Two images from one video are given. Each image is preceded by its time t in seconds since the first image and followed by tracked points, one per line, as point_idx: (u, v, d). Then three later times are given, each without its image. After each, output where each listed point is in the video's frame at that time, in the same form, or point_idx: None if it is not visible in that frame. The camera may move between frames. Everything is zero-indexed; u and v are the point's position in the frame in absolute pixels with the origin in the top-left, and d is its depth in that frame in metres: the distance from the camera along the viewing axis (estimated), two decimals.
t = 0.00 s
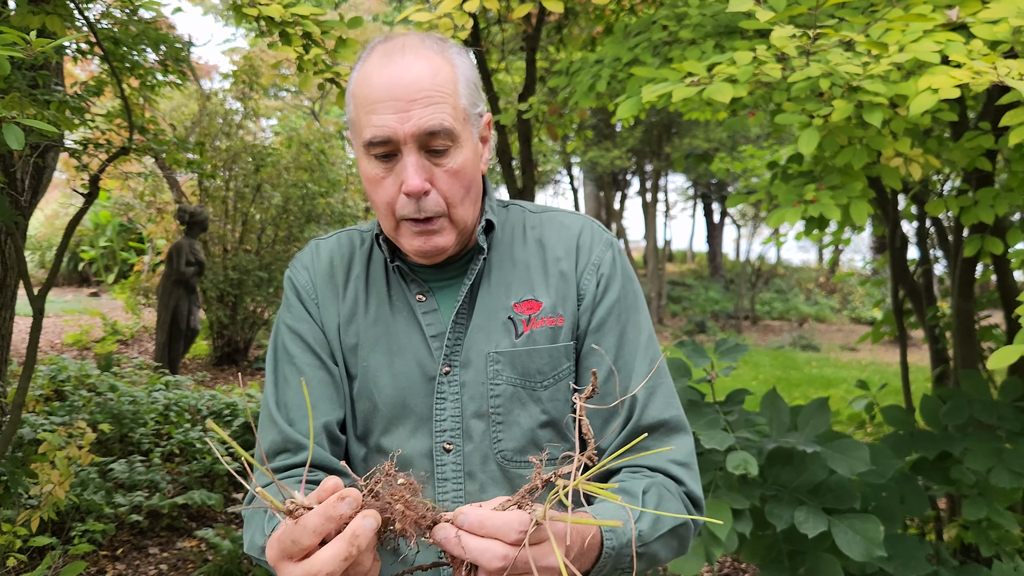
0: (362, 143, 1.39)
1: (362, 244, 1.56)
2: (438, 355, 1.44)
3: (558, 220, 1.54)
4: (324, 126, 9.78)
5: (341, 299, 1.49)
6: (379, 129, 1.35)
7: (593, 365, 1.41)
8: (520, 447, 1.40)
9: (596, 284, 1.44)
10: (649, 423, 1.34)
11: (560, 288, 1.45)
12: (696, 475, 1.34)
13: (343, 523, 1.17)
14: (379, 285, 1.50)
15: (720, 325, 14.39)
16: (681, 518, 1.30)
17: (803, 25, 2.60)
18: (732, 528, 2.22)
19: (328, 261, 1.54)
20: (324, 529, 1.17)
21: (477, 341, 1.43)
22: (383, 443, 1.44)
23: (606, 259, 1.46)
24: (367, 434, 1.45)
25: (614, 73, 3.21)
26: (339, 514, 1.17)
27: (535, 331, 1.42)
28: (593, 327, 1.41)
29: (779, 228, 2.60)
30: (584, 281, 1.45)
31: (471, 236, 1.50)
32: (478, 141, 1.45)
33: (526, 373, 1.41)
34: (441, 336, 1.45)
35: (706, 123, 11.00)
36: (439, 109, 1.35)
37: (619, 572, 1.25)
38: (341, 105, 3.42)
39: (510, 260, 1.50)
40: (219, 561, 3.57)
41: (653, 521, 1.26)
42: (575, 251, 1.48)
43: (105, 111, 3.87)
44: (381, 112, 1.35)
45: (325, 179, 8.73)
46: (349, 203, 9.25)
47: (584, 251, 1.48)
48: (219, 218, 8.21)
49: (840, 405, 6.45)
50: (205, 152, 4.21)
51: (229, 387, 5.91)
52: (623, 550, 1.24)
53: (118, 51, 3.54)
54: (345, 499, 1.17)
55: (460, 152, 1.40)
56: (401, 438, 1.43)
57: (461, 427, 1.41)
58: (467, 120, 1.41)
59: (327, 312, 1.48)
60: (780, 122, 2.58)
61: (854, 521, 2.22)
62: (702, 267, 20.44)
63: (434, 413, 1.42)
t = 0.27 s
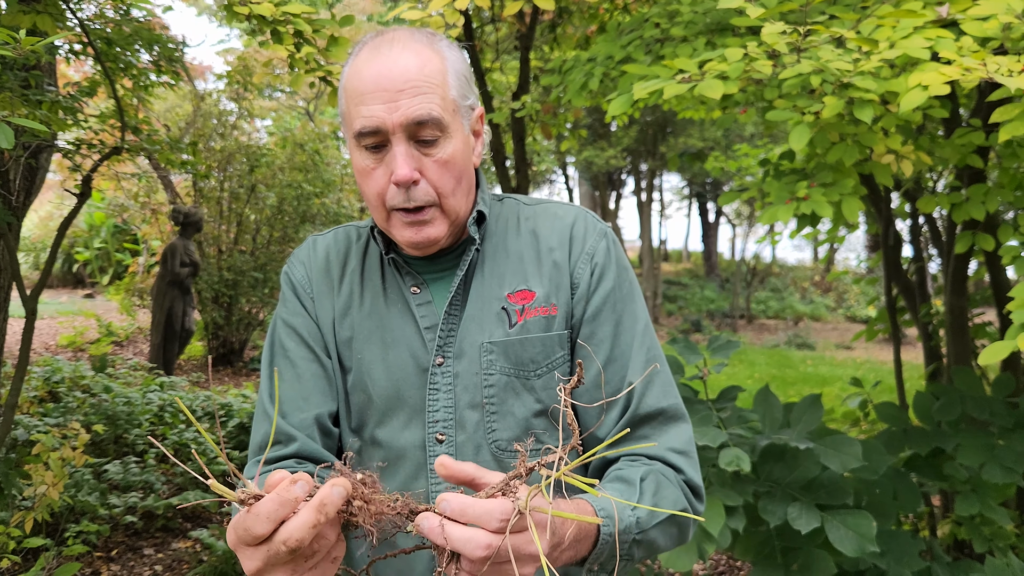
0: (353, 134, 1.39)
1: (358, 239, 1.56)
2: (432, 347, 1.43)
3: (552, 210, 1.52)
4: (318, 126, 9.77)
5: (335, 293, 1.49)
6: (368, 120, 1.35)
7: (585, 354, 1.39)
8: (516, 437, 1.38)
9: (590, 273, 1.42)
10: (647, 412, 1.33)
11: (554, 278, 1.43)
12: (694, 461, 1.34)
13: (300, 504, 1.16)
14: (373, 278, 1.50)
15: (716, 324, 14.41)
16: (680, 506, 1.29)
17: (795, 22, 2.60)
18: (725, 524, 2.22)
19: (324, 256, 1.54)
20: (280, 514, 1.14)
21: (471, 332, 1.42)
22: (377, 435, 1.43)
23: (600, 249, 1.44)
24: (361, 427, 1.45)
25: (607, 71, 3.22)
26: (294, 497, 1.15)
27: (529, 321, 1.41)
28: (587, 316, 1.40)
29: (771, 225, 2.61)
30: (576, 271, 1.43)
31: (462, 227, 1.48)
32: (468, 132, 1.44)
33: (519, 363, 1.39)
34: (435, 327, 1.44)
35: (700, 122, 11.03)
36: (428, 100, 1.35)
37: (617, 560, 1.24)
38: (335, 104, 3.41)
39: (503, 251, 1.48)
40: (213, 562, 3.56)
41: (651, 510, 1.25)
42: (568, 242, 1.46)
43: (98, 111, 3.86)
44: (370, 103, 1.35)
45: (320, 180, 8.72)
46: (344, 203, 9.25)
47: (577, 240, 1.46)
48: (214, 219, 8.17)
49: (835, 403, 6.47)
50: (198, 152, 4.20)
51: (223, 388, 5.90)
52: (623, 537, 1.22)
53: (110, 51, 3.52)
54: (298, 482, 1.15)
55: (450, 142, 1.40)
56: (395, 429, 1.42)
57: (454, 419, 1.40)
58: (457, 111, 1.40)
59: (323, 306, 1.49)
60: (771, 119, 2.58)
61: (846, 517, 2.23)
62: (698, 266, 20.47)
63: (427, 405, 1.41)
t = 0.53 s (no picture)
0: (358, 128, 1.39)
1: (356, 239, 1.57)
2: (430, 341, 1.43)
3: (548, 207, 1.52)
4: (315, 127, 9.77)
5: (334, 291, 1.50)
6: (377, 113, 1.35)
7: (583, 347, 1.38)
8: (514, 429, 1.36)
9: (585, 267, 1.41)
10: (645, 401, 1.31)
11: (549, 271, 1.43)
12: (695, 447, 1.32)
13: (284, 492, 1.16)
14: (372, 276, 1.50)
15: (714, 323, 14.43)
16: (681, 489, 1.27)
17: (789, 18, 2.61)
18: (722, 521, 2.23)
19: (322, 256, 1.55)
20: (265, 504, 1.14)
21: (468, 325, 1.42)
22: (375, 430, 1.43)
23: (595, 241, 1.43)
24: (360, 422, 1.44)
25: (603, 69, 3.22)
26: (275, 487, 1.15)
27: (526, 313, 1.41)
28: (583, 308, 1.39)
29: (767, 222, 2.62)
30: (572, 264, 1.42)
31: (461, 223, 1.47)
32: (471, 130, 1.44)
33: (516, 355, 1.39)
34: (432, 322, 1.44)
35: (697, 121, 11.04)
36: (434, 95, 1.35)
37: (619, 543, 1.22)
38: (330, 103, 3.41)
39: (499, 247, 1.48)
40: (212, 562, 3.55)
41: (653, 493, 1.24)
42: (563, 235, 1.46)
43: (94, 112, 3.85)
44: (377, 97, 1.35)
45: (317, 180, 8.71)
46: (341, 203, 9.24)
47: (572, 234, 1.45)
48: (211, 219, 8.14)
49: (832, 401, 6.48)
50: (195, 152, 4.20)
51: (221, 389, 5.89)
52: (625, 517, 1.21)
53: (106, 52, 3.52)
54: (278, 471, 1.16)
55: (455, 138, 1.40)
56: (393, 423, 1.42)
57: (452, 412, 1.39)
58: (461, 108, 1.41)
59: (321, 304, 1.50)
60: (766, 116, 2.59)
61: (842, 513, 2.23)
62: (695, 265, 20.50)
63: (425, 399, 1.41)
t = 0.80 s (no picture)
0: (366, 128, 1.39)
1: (365, 235, 1.57)
2: (438, 340, 1.42)
3: (557, 207, 1.51)
4: (314, 126, 9.76)
5: (342, 287, 1.50)
6: (383, 113, 1.36)
7: (588, 346, 1.37)
8: (521, 430, 1.35)
9: (593, 267, 1.41)
10: (640, 399, 1.29)
11: (558, 271, 1.42)
12: (694, 444, 1.32)
13: (323, 527, 1.14)
14: (380, 273, 1.50)
15: (713, 321, 14.43)
16: (672, 484, 1.25)
17: (789, 16, 2.60)
18: (723, 518, 2.23)
19: (330, 251, 1.55)
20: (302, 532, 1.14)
21: (476, 325, 1.41)
22: (384, 428, 1.43)
23: (604, 242, 1.43)
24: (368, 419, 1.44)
25: (602, 67, 3.22)
26: (318, 521, 1.13)
27: (534, 313, 1.39)
28: (590, 307, 1.38)
29: (767, 220, 2.62)
30: (581, 263, 1.42)
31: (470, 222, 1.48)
32: (479, 130, 1.44)
33: (523, 354, 1.38)
34: (441, 320, 1.44)
35: (696, 119, 11.04)
36: (441, 96, 1.35)
37: (612, 541, 1.20)
38: (330, 102, 3.41)
39: (508, 246, 1.48)
40: (213, 561, 3.55)
41: (638, 487, 1.22)
42: (573, 235, 1.45)
43: (94, 111, 3.85)
44: (384, 98, 1.35)
45: (316, 179, 8.70)
46: (340, 202, 9.23)
47: (582, 234, 1.45)
48: (210, 218, 8.14)
49: (832, 399, 6.49)
50: (194, 152, 4.19)
51: (221, 388, 5.89)
52: (611, 510, 1.18)
53: (105, 51, 3.51)
54: (325, 507, 1.13)
55: (463, 139, 1.39)
56: (400, 421, 1.42)
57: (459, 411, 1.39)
58: (469, 108, 1.40)
59: (329, 300, 1.50)
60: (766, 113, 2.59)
61: (843, 510, 2.24)
62: (695, 263, 20.50)
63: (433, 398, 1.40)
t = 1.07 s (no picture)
0: (365, 131, 1.40)
1: (370, 235, 1.57)
2: (443, 341, 1.43)
3: (563, 206, 1.51)
4: (314, 125, 9.77)
5: (348, 289, 1.51)
6: (380, 116, 1.36)
7: (593, 348, 1.36)
8: (527, 433, 1.36)
9: (598, 267, 1.40)
10: (637, 401, 1.28)
11: (564, 272, 1.42)
12: (693, 445, 1.31)
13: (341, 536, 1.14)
14: (386, 273, 1.51)
15: (714, 319, 14.43)
16: (665, 488, 1.23)
17: (789, 15, 2.60)
18: (725, 517, 2.23)
19: (336, 252, 1.56)
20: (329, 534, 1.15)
21: (482, 326, 1.41)
22: (390, 430, 1.43)
23: (609, 241, 1.42)
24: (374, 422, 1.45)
25: (602, 67, 3.22)
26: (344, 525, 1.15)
27: (539, 315, 1.40)
28: (593, 308, 1.38)
29: (767, 219, 2.62)
30: (586, 264, 1.42)
31: (475, 224, 1.48)
32: (481, 130, 1.43)
33: (528, 356, 1.37)
34: (446, 322, 1.44)
35: (696, 117, 11.04)
36: (439, 96, 1.34)
37: (602, 546, 1.18)
38: (329, 102, 3.41)
39: (514, 247, 1.48)
40: (214, 561, 3.56)
41: (627, 490, 1.20)
42: (579, 235, 1.45)
43: (94, 112, 3.86)
44: (381, 100, 1.35)
45: (317, 178, 8.70)
46: (340, 201, 9.23)
47: (587, 234, 1.45)
48: (211, 218, 8.14)
49: (833, 397, 6.49)
50: (195, 152, 4.20)
51: (222, 388, 5.90)
52: (599, 515, 1.17)
53: (105, 52, 3.51)
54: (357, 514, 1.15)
55: (462, 139, 1.39)
56: (406, 424, 1.42)
57: (463, 413, 1.39)
58: (468, 108, 1.39)
59: (334, 303, 1.51)
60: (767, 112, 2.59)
61: (845, 509, 2.24)
62: (695, 262, 20.50)
63: (438, 399, 1.41)
